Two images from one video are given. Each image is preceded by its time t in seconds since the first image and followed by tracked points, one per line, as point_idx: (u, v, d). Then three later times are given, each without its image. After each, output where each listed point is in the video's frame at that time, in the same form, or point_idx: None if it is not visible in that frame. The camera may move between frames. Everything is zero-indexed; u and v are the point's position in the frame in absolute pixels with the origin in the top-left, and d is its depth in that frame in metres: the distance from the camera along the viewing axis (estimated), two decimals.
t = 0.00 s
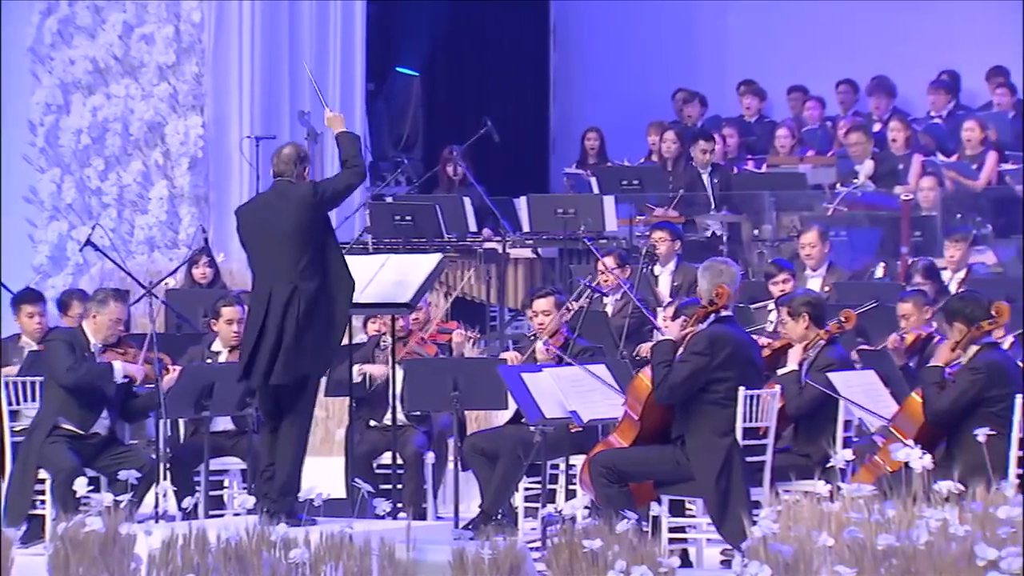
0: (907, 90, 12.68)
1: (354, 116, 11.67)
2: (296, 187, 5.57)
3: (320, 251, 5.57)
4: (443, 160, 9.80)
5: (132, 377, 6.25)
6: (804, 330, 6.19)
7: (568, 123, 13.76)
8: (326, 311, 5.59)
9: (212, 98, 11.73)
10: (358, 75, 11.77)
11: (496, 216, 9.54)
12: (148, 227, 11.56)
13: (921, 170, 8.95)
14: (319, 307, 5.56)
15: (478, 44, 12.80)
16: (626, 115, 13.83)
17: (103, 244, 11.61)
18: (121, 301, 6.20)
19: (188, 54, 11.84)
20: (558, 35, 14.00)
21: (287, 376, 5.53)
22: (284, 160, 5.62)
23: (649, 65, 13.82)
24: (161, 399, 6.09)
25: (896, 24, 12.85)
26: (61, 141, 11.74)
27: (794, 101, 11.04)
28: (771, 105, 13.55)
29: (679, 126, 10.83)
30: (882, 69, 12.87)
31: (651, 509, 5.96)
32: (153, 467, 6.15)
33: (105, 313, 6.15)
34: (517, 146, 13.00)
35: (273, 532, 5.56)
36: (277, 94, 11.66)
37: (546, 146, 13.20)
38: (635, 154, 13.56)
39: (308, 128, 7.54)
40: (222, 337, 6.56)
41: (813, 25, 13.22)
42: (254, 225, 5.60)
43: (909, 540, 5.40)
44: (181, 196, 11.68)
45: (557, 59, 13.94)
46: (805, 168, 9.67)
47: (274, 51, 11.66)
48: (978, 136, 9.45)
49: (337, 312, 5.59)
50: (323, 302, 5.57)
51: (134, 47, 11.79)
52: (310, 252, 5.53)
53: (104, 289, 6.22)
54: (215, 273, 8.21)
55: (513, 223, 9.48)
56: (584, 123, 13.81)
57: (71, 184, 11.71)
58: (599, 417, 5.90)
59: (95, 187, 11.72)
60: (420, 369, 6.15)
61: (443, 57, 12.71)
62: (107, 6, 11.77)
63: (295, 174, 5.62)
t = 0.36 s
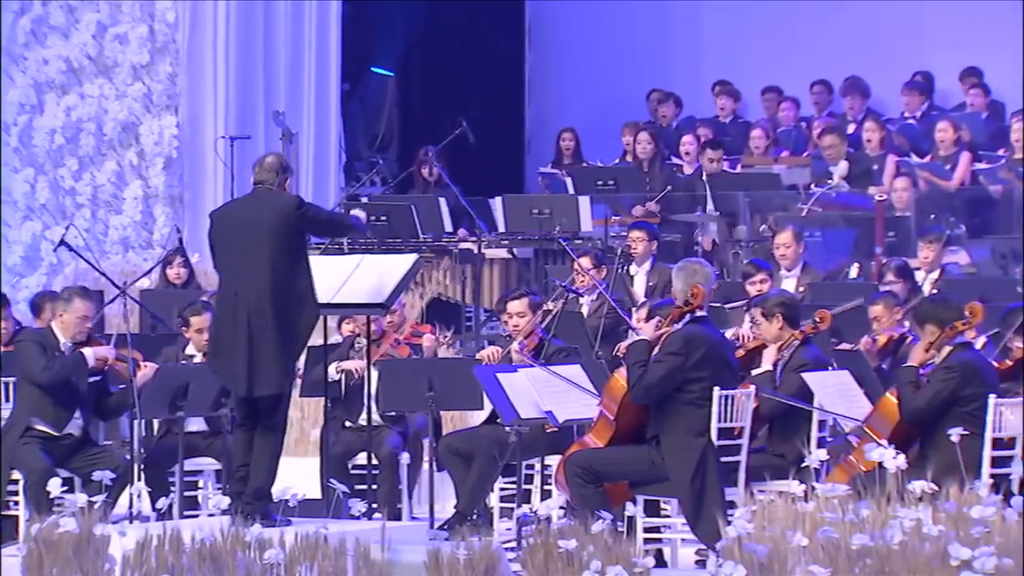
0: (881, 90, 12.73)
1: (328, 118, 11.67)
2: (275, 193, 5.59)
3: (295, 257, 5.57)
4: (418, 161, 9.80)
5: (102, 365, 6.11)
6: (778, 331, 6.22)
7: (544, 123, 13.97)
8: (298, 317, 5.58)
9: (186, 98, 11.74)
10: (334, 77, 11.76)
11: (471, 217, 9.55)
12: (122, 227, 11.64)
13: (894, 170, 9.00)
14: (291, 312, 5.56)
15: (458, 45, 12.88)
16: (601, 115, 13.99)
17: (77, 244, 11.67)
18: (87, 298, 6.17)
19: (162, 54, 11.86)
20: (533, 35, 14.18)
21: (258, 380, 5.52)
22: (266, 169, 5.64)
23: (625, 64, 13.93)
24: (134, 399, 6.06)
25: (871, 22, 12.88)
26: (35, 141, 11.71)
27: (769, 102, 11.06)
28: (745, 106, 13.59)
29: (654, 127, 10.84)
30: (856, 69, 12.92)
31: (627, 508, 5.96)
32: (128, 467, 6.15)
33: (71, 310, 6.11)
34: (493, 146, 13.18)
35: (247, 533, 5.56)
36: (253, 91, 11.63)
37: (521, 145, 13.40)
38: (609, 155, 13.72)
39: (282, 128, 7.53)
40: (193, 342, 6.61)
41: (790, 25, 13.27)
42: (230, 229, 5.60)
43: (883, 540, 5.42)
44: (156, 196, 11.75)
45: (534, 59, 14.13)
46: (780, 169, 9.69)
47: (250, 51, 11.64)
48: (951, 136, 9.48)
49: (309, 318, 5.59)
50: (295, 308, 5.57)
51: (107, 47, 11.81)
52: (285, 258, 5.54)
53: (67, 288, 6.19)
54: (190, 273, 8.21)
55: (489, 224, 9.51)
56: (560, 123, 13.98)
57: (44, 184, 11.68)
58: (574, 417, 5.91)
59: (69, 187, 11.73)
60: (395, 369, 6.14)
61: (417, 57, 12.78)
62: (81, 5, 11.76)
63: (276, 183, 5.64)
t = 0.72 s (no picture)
0: (856, 90, 12.77)
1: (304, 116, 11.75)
2: (242, 186, 5.60)
3: (270, 249, 5.60)
4: (393, 162, 9.80)
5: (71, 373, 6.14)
6: (751, 332, 6.24)
7: (518, 125, 14.01)
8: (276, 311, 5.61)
9: (161, 98, 11.70)
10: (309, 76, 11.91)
11: (446, 218, 9.56)
12: (96, 227, 11.63)
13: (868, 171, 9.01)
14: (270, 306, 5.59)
15: (430, 43, 12.98)
16: (577, 115, 14.11)
17: (50, 244, 11.63)
18: (47, 291, 6.18)
19: (137, 54, 11.81)
20: (509, 35, 14.20)
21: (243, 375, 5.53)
22: (224, 164, 5.63)
23: (597, 65, 14.07)
24: (108, 400, 6.07)
25: (847, 22, 12.91)
26: (8, 140, 11.73)
27: (743, 103, 11.08)
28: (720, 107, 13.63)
29: (629, 127, 10.85)
30: (831, 69, 12.96)
31: (601, 508, 5.97)
32: (101, 467, 6.16)
33: (32, 303, 6.11)
34: (467, 146, 13.32)
35: (221, 534, 5.55)
36: (228, 90, 11.68)
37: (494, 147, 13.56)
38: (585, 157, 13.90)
39: (257, 128, 7.52)
40: (171, 339, 6.58)
41: (766, 26, 13.32)
42: (201, 225, 5.60)
43: (857, 540, 5.43)
44: (130, 196, 11.70)
45: (509, 59, 14.16)
46: (754, 169, 9.71)
47: (224, 52, 11.68)
48: (924, 137, 9.51)
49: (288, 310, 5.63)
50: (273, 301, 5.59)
51: (81, 47, 11.80)
52: (260, 251, 5.56)
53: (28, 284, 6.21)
54: (164, 273, 8.20)
55: (463, 223, 9.56)
56: (535, 124, 14.03)
57: (18, 184, 11.67)
58: (550, 417, 5.91)
59: (43, 187, 11.72)
60: (370, 369, 6.13)
61: (391, 57, 12.83)
62: (54, 5, 11.75)
63: (240, 176, 5.65)
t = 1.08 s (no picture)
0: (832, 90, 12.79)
1: (279, 116, 11.93)
2: (211, 190, 5.66)
3: (240, 254, 5.68)
4: (370, 162, 9.80)
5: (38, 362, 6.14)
6: (728, 332, 6.21)
7: (495, 126, 14.09)
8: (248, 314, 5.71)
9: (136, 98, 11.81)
10: (284, 76, 12.00)
11: (422, 219, 9.56)
12: (71, 227, 11.64)
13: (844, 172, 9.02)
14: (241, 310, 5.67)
15: (405, 42, 13.01)
16: (552, 115, 14.14)
17: (25, 244, 11.59)
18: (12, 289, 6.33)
19: (112, 53, 11.90)
20: (485, 35, 14.28)
21: (216, 381, 5.65)
22: (188, 166, 5.66)
23: (572, 65, 14.11)
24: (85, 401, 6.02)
25: (825, 22, 12.92)
26: None
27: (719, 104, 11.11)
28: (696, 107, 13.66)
29: (606, 127, 10.84)
30: (808, 69, 12.98)
31: (578, 508, 5.97)
32: (77, 467, 6.14)
33: None
34: (443, 145, 13.30)
35: (197, 534, 5.54)
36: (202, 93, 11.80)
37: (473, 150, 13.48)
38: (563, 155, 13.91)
39: (232, 127, 7.51)
40: (147, 339, 6.56)
41: (743, 26, 13.33)
42: (171, 230, 5.68)
43: (833, 540, 5.44)
44: (105, 196, 11.76)
45: (484, 60, 14.24)
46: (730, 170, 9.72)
47: (200, 54, 11.75)
48: (900, 137, 9.53)
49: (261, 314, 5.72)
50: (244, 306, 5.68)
51: (56, 46, 11.82)
52: (229, 257, 5.64)
53: None
54: (140, 273, 8.19)
55: (439, 224, 9.48)
56: (512, 125, 14.08)
57: None
58: (525, 417, 5.91)
59: (17, 187, 11.69)
60: (346, 369, 6.11)
61: (370, 56, 12.88)
62: (29, 5, 11.74)
63: (206, 179, 5.70)
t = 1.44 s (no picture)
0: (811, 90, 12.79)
1: (258, 117, 11.97)
2: (190, 187, 5.65)
3: (220, 254, 5.66)
4: (349, 160, 9.79)
5: (14, 364, 6.15)
6: (706, 332, 6.22)
7: (473, 127, 14.18)
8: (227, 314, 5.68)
9: (114, 98, 11.81)
10: (263, 76, 12.05)
11: (401, 219, 9.56)
12: (49, 227, 11.65)
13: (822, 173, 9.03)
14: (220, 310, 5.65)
15: (381, 42, 13.18)
16: (529, 116, 14.15)
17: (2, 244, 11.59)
18: None
19: (90, 53, 11.91)
20: (463, 35, 14.38)
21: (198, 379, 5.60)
22: (168, 165, 5.67)
23: (552, 66, 14.13)
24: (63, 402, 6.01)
25: (805, 22, 12.93)
26: None
27: (698, 104, 11.13)
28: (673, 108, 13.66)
29: (584, 127, 10.84)
30: (787, 70, 12.98)
31: (556, 508, 5.95)
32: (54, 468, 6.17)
33: None
34: (422, 143, 13.51)
35: (175, 535, 5.53)
36: (182, 92, 11.72)
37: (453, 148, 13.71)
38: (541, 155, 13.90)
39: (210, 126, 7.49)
40: (124, 339, 6.57)
41: (721, 26, 13.33)
42: (151, 229, 5.66)
43: (811, 539, 5.45)
44: (83, 196, 11.77)
45: (463, 60, 14.32)
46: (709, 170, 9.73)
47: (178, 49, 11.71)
48: (878, 138, 9.55)
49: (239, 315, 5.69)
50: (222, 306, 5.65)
51: (33, 46, 11.89)
52: (209, 256, 5.62)
53: None
54: (117, 274, 8.19)
55: (419, 225, 9.47)
56: (491, 125, 14.17)
57: None
58: (505, 418, 5.89)
59: None
60: (326, 369, 6.12)
61: (349, 54, 13.04)
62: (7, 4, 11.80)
63: (185, 177, 5.69)
